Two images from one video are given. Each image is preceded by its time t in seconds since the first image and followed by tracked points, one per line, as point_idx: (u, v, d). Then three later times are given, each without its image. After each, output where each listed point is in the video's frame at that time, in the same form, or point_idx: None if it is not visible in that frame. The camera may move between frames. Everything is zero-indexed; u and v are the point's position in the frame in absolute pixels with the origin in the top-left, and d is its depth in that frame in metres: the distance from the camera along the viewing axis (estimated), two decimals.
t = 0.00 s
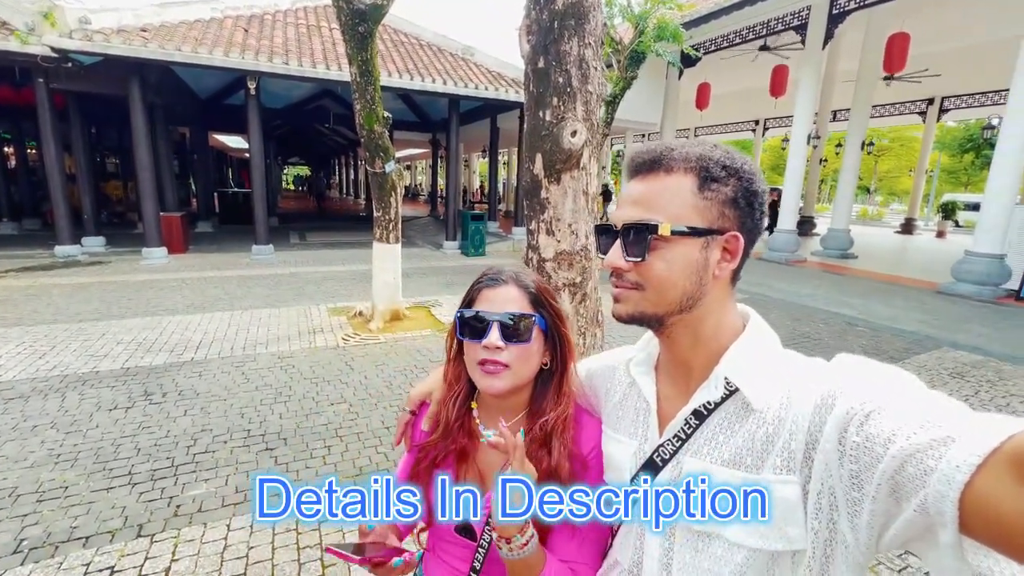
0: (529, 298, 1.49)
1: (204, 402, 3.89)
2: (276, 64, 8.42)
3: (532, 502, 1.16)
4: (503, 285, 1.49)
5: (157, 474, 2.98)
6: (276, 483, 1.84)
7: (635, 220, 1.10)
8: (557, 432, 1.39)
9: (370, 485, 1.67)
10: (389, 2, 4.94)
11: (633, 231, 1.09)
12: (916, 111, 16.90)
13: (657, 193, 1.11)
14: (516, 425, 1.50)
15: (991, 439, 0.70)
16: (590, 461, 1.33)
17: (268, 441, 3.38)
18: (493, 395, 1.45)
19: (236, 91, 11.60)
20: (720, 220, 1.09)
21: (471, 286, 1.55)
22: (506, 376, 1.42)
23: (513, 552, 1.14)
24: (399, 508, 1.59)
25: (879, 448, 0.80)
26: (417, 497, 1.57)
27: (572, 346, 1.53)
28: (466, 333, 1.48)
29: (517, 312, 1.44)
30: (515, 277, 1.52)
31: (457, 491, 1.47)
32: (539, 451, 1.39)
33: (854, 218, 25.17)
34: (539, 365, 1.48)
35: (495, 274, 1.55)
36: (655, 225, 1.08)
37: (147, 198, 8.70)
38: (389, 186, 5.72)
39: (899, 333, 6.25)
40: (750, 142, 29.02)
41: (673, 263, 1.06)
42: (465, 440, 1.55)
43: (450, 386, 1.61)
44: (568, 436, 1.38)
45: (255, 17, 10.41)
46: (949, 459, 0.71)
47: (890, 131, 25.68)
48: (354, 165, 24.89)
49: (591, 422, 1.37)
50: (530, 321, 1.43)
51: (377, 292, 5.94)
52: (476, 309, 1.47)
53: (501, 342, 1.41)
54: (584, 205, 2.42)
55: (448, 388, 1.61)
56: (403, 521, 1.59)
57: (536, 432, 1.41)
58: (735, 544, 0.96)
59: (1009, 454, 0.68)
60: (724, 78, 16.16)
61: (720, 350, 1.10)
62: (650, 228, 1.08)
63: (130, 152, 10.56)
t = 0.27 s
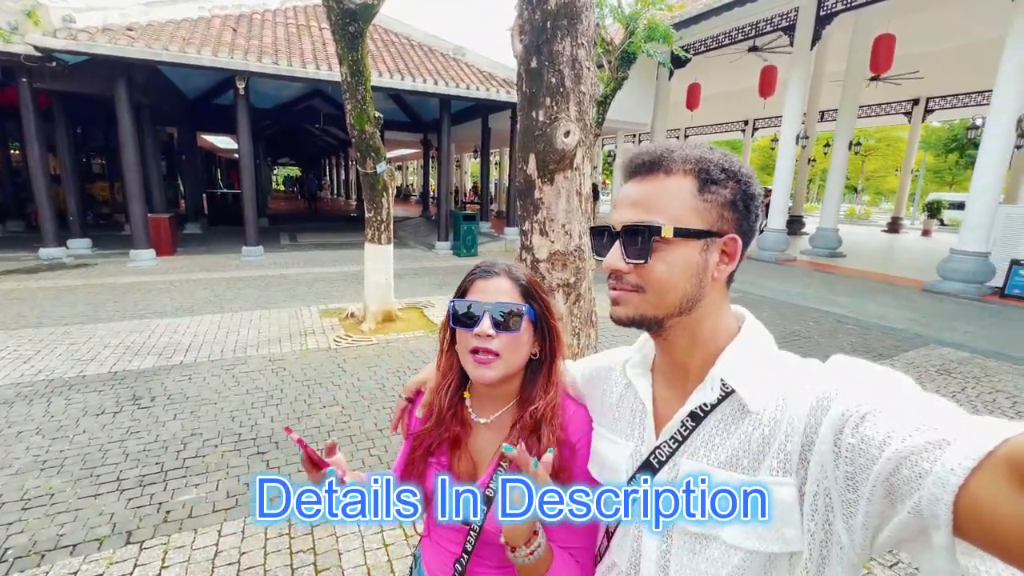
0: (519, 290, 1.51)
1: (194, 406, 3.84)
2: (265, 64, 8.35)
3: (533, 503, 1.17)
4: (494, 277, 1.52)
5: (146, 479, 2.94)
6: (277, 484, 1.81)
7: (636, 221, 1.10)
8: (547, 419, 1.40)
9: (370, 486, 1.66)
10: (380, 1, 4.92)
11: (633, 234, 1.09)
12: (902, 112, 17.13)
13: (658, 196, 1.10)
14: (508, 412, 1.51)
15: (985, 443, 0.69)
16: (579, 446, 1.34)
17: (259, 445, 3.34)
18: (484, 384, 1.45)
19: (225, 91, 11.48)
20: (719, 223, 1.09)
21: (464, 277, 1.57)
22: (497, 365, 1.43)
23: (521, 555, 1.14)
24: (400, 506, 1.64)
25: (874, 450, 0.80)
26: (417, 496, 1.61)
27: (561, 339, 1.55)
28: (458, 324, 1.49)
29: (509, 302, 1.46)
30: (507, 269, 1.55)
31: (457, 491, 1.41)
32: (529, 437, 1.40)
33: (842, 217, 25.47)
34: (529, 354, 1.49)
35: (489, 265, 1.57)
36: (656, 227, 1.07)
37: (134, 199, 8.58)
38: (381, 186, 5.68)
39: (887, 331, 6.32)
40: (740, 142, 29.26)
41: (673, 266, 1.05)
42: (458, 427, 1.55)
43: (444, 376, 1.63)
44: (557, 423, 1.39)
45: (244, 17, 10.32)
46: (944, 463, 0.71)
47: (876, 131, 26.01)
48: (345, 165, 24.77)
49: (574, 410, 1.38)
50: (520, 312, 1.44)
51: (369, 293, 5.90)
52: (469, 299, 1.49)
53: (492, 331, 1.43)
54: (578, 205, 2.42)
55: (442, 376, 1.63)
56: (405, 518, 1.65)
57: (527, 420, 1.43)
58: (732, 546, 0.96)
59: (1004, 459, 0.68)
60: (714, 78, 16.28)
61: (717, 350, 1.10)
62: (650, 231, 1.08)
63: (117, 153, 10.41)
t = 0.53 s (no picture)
0: (507, 285, 1.52)
1: (184, 410, 3.80)
2: (255, 65, 8.29)
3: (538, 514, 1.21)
4: (484, 273, 1.54)
5: (135, 485, 2.89)
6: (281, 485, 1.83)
7: (637, 219, 1.09)
8: (531, 411, 1.40)
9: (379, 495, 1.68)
10: (371, 2, 4.90)
11: (638, 231, 1.09)
12: (887, 113, 17.38)
13: (659, 194, 1.10)
14: (496, 402, 1.51)
15: (977, 438, 0.70)
16: (561, 439, 1.34)
17: (250, 449, 3.31)
18: (473, 371, 1.46)
19: (214, 92, 11.37)
20: (718, 222, 1.10)
21: (455, 272, 1.59)
22: (485, 354, 1.43)
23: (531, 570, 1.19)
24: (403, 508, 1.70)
25: (867, 446, 0.81)
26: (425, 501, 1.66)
27: (547, 334, 1.56)
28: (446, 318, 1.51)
29: (497, 296, 1.48)
30: (495, 265, 1.58)
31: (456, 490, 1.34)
32: (511, 428, 1.39)
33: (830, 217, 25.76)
34: (516, 346, 1.49)
35: (478, 261, 1.60)
36: (658, 225, 1.07)
37: (121, 202, 8.46)
38: (372, 188, 5.65)
39: (875, 329, 6.40)
40: (729, 143, 29.49)
41: (674, 265, 1.05)
42: (449, 417, 1.57)
43: (438, 367, 1.67)
44: (541, 414, 1.39)
45: (233, 17, 10.24)
46: (936, 459, 0.72)
47: (862, 132, 26.36)
48: (335, 167, 24.64)
49: (564, 401, 1.41)
50: (507, 306, 1.46)
51: (361, 295, 5.86)
52: (458, 294, 1.51)
53: (481, 324, 1.44)
54: (571, 205, 2.42)
55: (437, 368, 1.66)
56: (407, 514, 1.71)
57: (510, 411, 1.42)
58: (729, 543, 0.93)
59: (996, 452, 0.68)
60: (703, 80, 16.40)
61: (714, 344, 1.10)
62: (651, 229, 1.08)
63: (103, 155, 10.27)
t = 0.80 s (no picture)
0: (507, 289, 1.53)
1: (174, 417, 3.75)
2: (245, 68, 8.24)
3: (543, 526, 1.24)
4: (484, 278, 1.54)
5: (125, 494, 2.85)
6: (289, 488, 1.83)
7: (663, 213, 1.09)
8: (531, 408, 1.39)
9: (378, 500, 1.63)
10: (363, 6, 4.89)
11: (668, 225, 1.08)
12: (874, 116, 17.63)
13: (678, 191, 1.11)
14: (497, 401, 1.52)
15: (974, 444, 0.71)
16: (560, 436, 1.33)
17: (243, 455, 3.27)
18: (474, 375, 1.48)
19: (203, 95, 11.28)
20: (726, 223, 1.14)
21: (456, 276, 1.60)
22: (487, 358, 1.45)
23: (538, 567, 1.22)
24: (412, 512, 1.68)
25: (863, 451, 0.81)
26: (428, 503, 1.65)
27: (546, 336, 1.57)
28: (450, 321, 1.51)
29: (495, 302, 1.48)
30: (495, 270, 1.58)
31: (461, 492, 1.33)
32: (511, 424, 1.39)
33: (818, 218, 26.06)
34: (516, 348, 1.50)
35: (478, 266, 1.60)
36: (686, 218, 1.07)
37: (109, 206, 8.36)
38: (365, 191, 5.63)
39: (865, 329, 6.47)
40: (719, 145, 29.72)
41: (704, 258, 1.05)
42: (450, 415, 1.57)
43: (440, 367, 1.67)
44: (541, 410, 1.39)
45: (222, 20, 10.17)
46: (933, 464, 0.72)
47: (849, 135, 26.72)
48: (326, 170, 24.53)
49: (562, 400, 1.40)
50: (507, 311, 1.47)
51: (353, 298, 5.83)
52: (460, 299, 1.52)
53: (483, 329, 1.45)
54: (566, 208, 2.42)
55: (439, 368, 1.67)
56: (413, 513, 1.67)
57: (511, 408, 1.42)
58: (726, 548, 0.93)
59: (993, 458, 0.69)
60: (694, 83, 16.54)
61: (710, 347, 1.09)
62: (680, 222, 1.07)
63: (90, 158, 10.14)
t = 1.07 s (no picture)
0: (512, 292, 1.51)
1: (167, 421, 3.70)
2: (237, 70, 8.19)
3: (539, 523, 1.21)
4: (489, 279, 1.52)
5: (117, 500, 2.81)
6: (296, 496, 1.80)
7: (667, 210, 1.09)
8: (533, 400, 1.40)
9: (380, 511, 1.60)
10: (357, 8, 4.88)
11: (672, 221, 1.08)
12: (863, 119, 17.82)
13: (677, 187, 1.12)
14: (499, 397, 1.52)
15: (980, 437, 0.70)
16: (564, 427, 1.33)
17: (237, 460, 3.23)
18: (482, 376, 1.48)
19: (194, 98, 11.20)
20: (725, 216, 1.16)
21: (459, 277, 1.58)
22: (495, 361, 1.46)
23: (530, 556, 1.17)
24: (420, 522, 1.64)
25: (868, 446, 0.81)
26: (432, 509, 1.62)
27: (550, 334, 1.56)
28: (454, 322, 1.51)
29: (499, 303, 1.46)
30: (500, 270, 1.56)
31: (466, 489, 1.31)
32: (514, 417, 1.40)
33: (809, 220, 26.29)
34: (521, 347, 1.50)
35: (483, 267, 1.58)
36: (690, 214, 1.08)
37: (99, 208, 8.27)
38: (359, 193, 5.61)
39: (857, 329, 6.52)
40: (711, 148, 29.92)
41: (709, 252, 1.06)
42: (453, 413, 1.57)
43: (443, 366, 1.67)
44: (542, 403, 1.39)
45: (214, 22, 10.12)
46: (938, 457, 0.71)
47: (839, 137, 27.01)
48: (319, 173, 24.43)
49: (563, 396, 1.40)
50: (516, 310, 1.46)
51: (348, 301, 5.79)
52: (465, 299, 1.51)
53: (490, 330, 1.45)
54: (563, 209, 2.43)
55: (441, 367, 1.67)
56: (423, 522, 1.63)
57: (513, 403, 1.43)
58: (729, 544, 0.92)
59: (998, 451, 0.68)
60: (686, 86, 16.65)
61: (714, 341, 1.09)
62: (682, 219, 1.08)
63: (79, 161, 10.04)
